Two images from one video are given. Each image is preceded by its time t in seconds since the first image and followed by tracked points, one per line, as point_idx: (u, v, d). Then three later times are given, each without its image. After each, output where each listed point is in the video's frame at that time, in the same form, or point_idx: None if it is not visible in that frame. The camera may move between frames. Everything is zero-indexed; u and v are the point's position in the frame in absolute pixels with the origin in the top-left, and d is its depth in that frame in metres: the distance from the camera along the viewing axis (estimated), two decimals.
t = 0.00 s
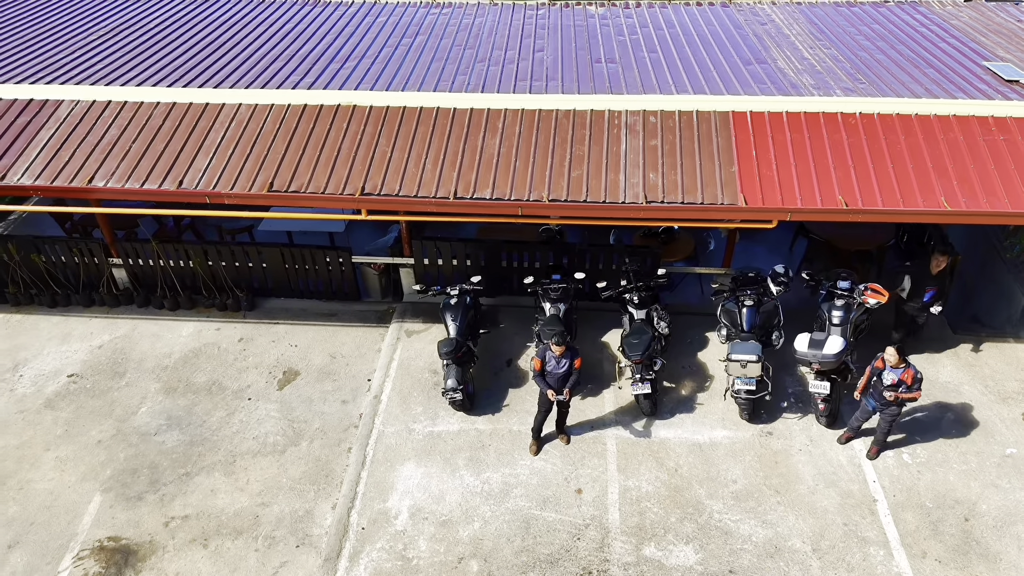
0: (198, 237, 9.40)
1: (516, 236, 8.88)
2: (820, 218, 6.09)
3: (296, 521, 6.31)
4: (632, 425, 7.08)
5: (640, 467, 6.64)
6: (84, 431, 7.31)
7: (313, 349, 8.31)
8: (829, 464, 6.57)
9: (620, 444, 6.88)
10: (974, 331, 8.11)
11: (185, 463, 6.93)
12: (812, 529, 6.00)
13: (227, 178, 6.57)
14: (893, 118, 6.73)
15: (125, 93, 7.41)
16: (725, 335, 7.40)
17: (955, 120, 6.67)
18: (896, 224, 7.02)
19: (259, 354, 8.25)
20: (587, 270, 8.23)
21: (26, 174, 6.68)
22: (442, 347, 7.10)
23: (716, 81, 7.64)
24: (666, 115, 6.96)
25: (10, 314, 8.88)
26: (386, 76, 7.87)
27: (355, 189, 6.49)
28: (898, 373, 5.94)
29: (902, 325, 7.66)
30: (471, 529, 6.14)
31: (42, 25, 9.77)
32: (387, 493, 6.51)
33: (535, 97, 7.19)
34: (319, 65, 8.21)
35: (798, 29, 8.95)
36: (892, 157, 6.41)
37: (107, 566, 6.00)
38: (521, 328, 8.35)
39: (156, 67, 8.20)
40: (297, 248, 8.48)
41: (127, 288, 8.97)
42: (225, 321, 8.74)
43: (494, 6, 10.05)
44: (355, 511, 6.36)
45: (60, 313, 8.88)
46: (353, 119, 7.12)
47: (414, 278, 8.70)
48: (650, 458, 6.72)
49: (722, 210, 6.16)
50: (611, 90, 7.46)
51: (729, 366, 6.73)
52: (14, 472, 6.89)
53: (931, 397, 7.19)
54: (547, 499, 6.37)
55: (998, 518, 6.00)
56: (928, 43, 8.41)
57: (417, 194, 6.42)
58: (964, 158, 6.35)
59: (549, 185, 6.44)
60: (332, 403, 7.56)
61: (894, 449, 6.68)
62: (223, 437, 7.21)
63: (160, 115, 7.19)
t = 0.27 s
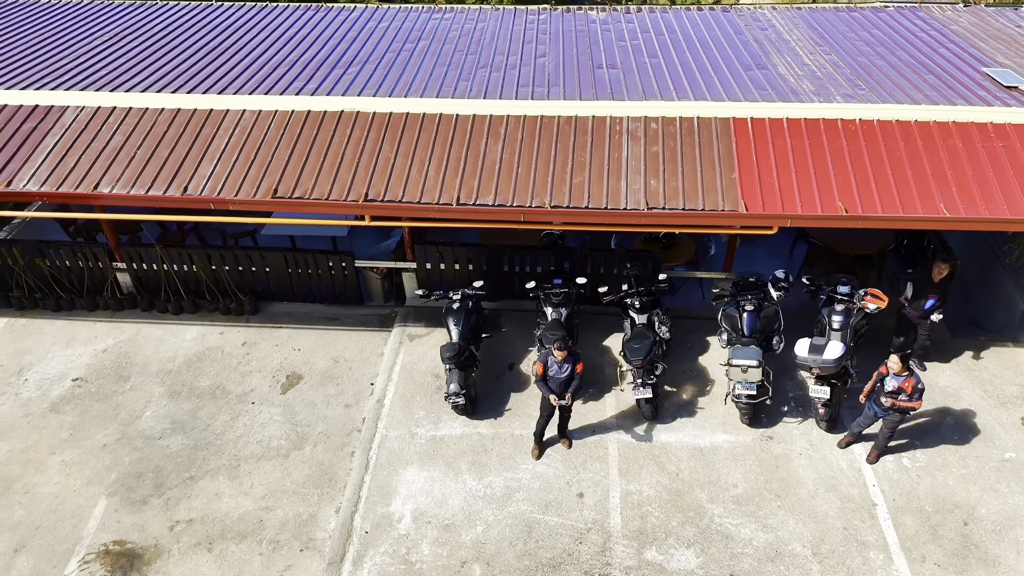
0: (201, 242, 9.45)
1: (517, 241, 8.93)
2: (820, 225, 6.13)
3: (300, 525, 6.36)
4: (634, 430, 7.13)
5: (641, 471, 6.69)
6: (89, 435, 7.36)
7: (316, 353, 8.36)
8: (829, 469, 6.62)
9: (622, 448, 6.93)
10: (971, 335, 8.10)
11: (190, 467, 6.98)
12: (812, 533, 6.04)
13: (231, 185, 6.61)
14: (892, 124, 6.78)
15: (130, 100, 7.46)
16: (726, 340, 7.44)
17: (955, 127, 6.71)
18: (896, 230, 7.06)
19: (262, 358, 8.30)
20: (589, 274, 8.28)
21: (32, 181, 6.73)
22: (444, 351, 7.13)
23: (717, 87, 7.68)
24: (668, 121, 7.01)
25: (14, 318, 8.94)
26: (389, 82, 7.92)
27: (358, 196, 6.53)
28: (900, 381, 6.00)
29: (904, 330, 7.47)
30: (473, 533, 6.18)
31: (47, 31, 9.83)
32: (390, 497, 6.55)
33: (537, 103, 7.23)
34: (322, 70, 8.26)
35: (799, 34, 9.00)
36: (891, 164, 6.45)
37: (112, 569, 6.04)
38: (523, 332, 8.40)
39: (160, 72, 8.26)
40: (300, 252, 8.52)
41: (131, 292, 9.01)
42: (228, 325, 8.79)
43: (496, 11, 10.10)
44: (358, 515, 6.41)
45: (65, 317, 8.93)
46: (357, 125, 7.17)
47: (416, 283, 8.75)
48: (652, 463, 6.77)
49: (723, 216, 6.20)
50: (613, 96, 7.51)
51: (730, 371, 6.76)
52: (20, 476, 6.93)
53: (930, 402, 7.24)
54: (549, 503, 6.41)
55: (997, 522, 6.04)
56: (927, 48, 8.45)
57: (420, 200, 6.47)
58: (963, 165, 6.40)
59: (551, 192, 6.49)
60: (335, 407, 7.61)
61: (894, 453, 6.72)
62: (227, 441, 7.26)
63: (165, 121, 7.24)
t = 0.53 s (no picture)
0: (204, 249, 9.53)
1: (518, 249, 9.01)
2: (817, 236, 6.21)
3: (303, 532, 6.44)
4: (633, 437, 7.21)
5: (640, 479, 6.76)
6: (94, 442, 7.44)
7: (319, 360, 8.44)
8: (826, 477, 6.69)
9: (621, 456, 7.00)
10: (968, 344, 8.17)
11: (194, 474, 7.06)
12: (810, 541, 6.12)
13: (235, 196, 6.69)
14: (889, 135, 6.85)
15: (135, 110, 7.54)
16: (724, 348, 7.53)
17: (950, 138, 6.79)
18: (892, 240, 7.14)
19: (265, 366, 8.38)
20: (589, 282, 8.35)
21: (38, 192, 6.80)
22: (446, 360, 7.21)
23: (716, 97, 7.75)
24: (667, 132, 7.08)
25: (20, 325, 9.02)
26: (391, 92, 8.00)
27: (361, 207, 6.61)
28: (896, 391, 6.06)
29: (908, 342, 7.38)
30: (474, 541, 6.26)
31: (52, 41, 9.93)
32: (392, 504, 6.63)
33: (538, 114, 7.31)
34: (324, 80, 8.34)
35: (797, 43, 9.07)
36: (888, 176, 6.53)
37: None
38: (523, 339, 8.47)
39: (164, 82, 8.34)
40: (303, 260, 8.60)
41: (135, 299, 9.09)
42: (231, 332, 8.87)
43: (497, 20, 10.18)
44: (361, 522, 6.48)
45: (69, 325, 9.01)
46: (359, 136, 7.24)
47: (418, 290, 8.83)
48: (651, 470, 6.84)
49: (721, 227, 6.27)
50: (613, 107, 7.58)
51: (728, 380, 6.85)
52: (26, 483, 7.01)
53: (927, 410, 7.31)
54: (549, 511, 6.48)
55: (992, 530, 6.11)
56: (924, 58, 8.53)
57: (422, 211, 6.54)
58: (959, 177, 6.47)
59: (551, 203, 6.56)
60: (337, 415, 7.69)
61: (891, 461, 6.80)
62: (231, 449, 7.33)
63: (169, 132, 7.31)
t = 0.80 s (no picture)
0: (209, 261, 9.64)
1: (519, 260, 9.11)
2: (813, 253, 6.32)
3: (308, 543, 6.54)
4: (632, 449, 7.31)
5: (639, 490, 6.87)
6: (102, 453, 7.55)
7: (322, 371, 8.54)
8: (823, 488, 6.80)
9: (621, 467, 7.11)
10: (962, 356, 8.23)
11: (200, 486, 7.16)
12: (806, 552, 6.22)
13: (241, 212, 6.79)
14: (884, 152, 6.97)
15: (142, 126, 7.65)
16: (723, 361, 7.64)
17: (945, 155, 6.90)
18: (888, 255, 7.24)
19: (270, 377, 8.48)
20: (589, 294, 8.46)
21: (47, 208, 6.89)
22: (448, 373, 7.31)
23: (714, 113, 7.86)
24: (666, 149, 7.19)
25: (27, 336, 9.14)
26: (394, 107, 8.12)
27: (365, 223, 6.72)
28: (891, 404, 6.16)
29: (906, 356, 7.52)
30: (476, 552, 6.37)
31: (59, 55, 10.05)
32: (396, 516, 6.74)
33: (539, 130, 7.43)
34: (328, 95, 8.46)
35: (794, 57, 9.19)
36: (883, 193, 6.64)
37: None
38: (524, 350, 8.58)
39: (170, 98, 8.45)
40: (307, 272, 8.70)
41: (141, 310, 9.20)
42: (236, 343, 8.99)
43: (498, 33, 10.31)
44: (365, 534, 6.59)
45: (76, 335, 9.12)
46: (363, 152, 7.35)
47: (420, 302, 8.94)
48: (650, 482, 6.95)
49: (719, 244, 6.38)
50: (613, 123, 7.69)
51: (727, 394, 6.96)
52: (35, 494, 7.12)
53: (922, 422, 7.42)
54: (550, 522, 6.59)
55: (985, 542, 6.22)
56: (920, 73, 8.64)
57: (425, 228, 6.65)
58: (953, 194, 6.58)
59: (552, 220, 6.67)
60: (341, 426, 7.80)
61: (886, 473, 6.90)
62: (237, 460, 7.44)
63: (176, 148, 7.41)
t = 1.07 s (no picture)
0: (215, 276, 9.80)
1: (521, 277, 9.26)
2: (808, 275, 6.46)
3: (315, 559, 6.69)
4: (632, 465, 7.46)
5: (639, 507, 7.01)
6: (112, 469, 7.69)
7: (327, 387, 8.69)
8: (819, 505, 6.94)
9: (621, 484, 7.25)
10: (956, 371, 8.42)
11: (209, 501, 7.31)
12: (802, 569, 6.36)
13: (249, 234, 6.94)
14: (879, 175, 7.12)
15: (151, 148, 7.79)
16: (721, 378, 7.80)
17: (938, 178, 7.04)
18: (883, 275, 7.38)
19: (276, 392, 8.63)
20: (590, 311, 8.61)
21: (59, 231, 7.02)
22: (452, 391, 7.44)
23: (712, 134, 8.01)
24: (665, 171, 7.35)
25: (37, 351, 9.29)
26: (398, 128, 8.28)
27: (371, 245, 6.86)
28: (881, 417, 6.31)
29: (902, 373, 7.69)
30: (480, 568, 6.51)
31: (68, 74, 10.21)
32: (400, 531, 6.88)
33: (540, 153, 7.59)
34: (333, 115, 8.62)
35: (792, 76, 9.34)
36: (877, 216, 6.78)
37: None
38: (526, 366, 8.73)
39: (178, 118, 8.61)
40: (312, 289, 8.85)
41: (149, 325, 9.35)
42: (242, 358, 9.14)
43: (499, 51, 10.47)
44: (370, 549, 6.73)
45: (85, 350, 9.28)
46: (368, 174, 7.50)
47: (423, 318, 9.09)
48: (650, 498, 7.09)
49: (717, 267, 6.52)
50: (613, 144, 7.84)
51: (724, 413, 7.12)
52: (46, 510, 7.26)
53: (916, 438, 7.57)
54: (552, 538, 6.72)
55: (978, 559, 6.35)
56: (915, 93, 8.79)
57: (429, 250, 6.80)
58: (946, 218, 6.72)
59: (553, 242, 6.81)
60: (346, 441, 7.94)
61: (880, 489, 7.06)
62: (244, 476, 7.59)
63: (185, 170, 7.56)
